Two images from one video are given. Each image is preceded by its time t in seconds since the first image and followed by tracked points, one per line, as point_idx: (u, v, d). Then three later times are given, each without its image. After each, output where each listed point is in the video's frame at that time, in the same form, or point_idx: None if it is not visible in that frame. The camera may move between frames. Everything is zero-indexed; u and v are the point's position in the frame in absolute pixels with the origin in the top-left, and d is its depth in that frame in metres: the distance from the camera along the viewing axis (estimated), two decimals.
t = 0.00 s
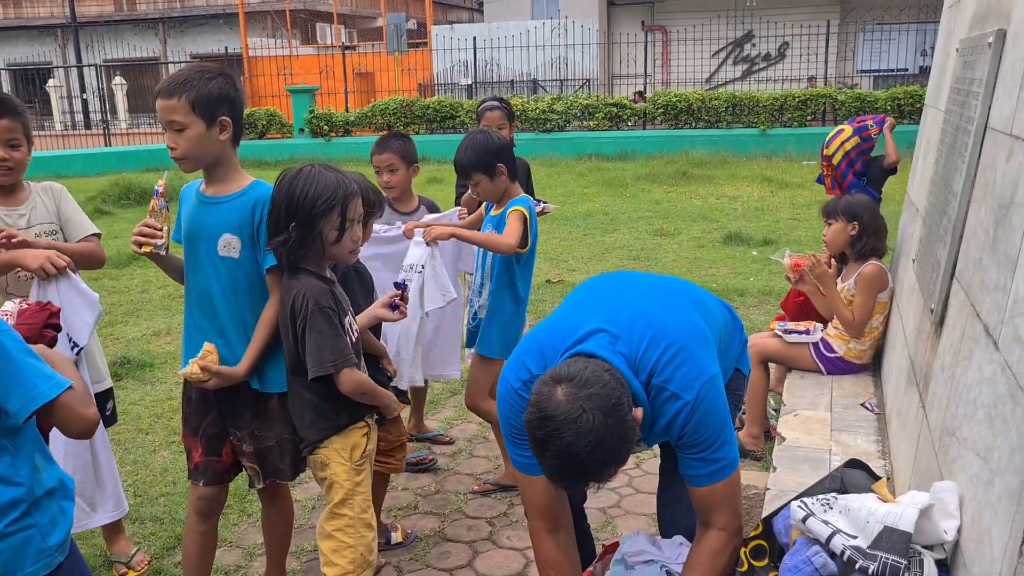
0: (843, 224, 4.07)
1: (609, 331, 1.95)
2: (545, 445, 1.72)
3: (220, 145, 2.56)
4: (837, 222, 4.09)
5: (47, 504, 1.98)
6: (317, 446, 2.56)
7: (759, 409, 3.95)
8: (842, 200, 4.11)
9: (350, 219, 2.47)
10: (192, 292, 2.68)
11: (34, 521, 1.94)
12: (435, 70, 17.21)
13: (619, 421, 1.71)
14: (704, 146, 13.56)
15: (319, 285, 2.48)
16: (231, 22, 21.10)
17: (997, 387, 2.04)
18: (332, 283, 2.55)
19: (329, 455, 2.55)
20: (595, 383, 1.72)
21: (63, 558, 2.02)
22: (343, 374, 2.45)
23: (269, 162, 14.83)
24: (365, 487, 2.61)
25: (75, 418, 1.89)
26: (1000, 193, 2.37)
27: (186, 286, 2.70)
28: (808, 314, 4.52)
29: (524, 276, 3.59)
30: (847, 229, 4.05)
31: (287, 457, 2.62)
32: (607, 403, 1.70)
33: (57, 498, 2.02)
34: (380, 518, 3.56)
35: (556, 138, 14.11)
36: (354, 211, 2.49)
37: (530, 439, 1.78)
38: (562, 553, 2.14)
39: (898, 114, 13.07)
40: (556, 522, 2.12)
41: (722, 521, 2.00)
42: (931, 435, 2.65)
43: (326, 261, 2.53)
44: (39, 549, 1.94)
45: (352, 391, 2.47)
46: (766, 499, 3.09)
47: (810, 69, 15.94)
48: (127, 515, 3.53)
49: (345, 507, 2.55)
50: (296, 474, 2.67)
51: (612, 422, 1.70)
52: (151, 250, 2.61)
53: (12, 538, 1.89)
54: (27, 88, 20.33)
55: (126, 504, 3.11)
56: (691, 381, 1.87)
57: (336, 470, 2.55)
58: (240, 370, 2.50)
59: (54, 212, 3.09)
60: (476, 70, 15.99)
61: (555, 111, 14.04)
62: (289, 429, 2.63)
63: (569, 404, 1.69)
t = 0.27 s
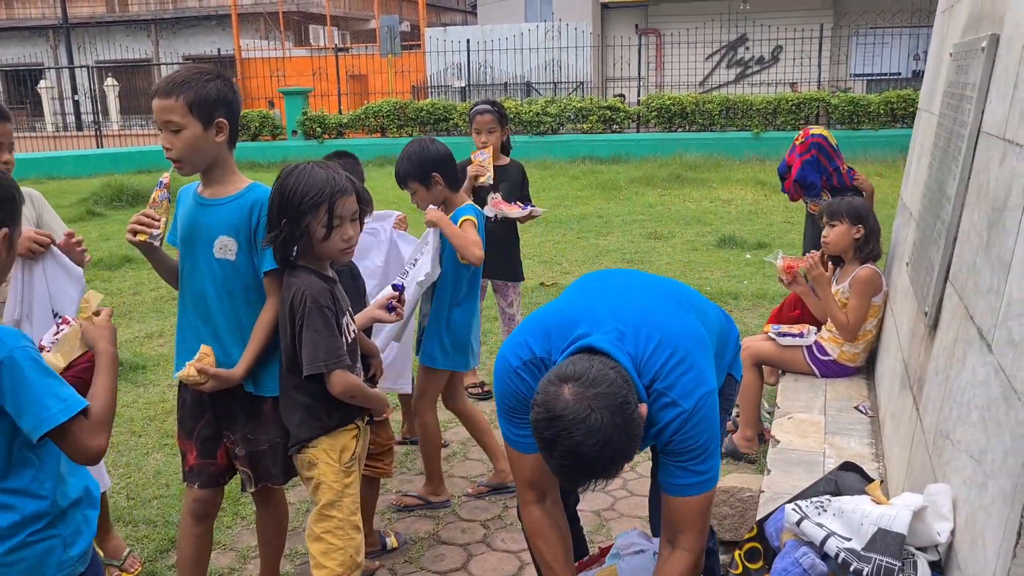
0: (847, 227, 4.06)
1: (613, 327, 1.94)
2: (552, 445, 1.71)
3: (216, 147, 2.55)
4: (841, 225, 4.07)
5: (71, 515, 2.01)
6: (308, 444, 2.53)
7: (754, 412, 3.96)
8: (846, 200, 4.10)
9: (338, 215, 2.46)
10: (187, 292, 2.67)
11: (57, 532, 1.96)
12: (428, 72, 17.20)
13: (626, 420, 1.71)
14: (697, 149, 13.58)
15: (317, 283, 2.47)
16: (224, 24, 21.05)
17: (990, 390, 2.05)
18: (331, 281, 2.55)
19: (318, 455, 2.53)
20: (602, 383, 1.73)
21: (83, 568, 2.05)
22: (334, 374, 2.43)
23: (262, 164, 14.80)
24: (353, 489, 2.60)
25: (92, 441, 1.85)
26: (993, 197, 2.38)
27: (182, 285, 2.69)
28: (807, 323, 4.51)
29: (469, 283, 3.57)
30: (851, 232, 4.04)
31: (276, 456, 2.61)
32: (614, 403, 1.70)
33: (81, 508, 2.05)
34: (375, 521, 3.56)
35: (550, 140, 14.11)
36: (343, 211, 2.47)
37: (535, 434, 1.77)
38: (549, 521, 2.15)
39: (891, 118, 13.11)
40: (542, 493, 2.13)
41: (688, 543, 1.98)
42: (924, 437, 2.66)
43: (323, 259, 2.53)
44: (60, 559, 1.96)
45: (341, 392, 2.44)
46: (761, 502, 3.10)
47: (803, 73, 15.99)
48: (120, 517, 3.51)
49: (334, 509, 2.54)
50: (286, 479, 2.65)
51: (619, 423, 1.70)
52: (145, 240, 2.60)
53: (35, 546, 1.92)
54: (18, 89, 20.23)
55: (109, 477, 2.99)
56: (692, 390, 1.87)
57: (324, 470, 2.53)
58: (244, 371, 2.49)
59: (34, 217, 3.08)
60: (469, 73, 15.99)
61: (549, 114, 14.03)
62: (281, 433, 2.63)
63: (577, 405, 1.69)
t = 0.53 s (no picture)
0: (840, 233, 4.12)
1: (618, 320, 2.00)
2: (569, 431, 1.75)
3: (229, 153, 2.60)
4: (834, 231, 4.12)
5: (117, 518, 2.05)
6: (292, 447, 2.63)
7: (749, 414, 4.01)
8: (834, 205, 4.14)
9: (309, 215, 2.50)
10: (198, 295, 2.71)
11: (102, 533, 2.01)
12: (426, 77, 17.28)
13: (642, 407, 1.76)
14: (693, 154, 13.65)
15: (305, 286, 2.52)
16: (223, 28, 21.13)
17: (984, 391, 2.10)
18: (326, 286, 2.58)
19: (300, 458, 2.61)
20: (619, 369, 1.78)
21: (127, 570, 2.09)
22: (302, 378, 2.46)
23: (261, 168, 14.84)
24: (341, 488, 2.65)
25: (113, 461, 1.94)
26: (986, 201, 2.44)
27: (193, 288, 2.72)
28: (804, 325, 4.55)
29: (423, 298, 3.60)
30: (844, 238, 4.10)
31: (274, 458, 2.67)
32: (630, 389, 1.76)
33: (127, 509, 2.09)
34: (375, 521, 3.60)
35: (548, 145, 14.19)
36: (315, 210, 2.49)
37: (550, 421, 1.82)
38: (537, 512, 2.18)
39: (885, 124, 13.22)
40: (531, 485, 2.16)
41: (694, 523, 2.02)
42: (918, 438, 2.71)
43: (324, 265, 2.58)
44: (106, 560, 2.01)
45: (306, 396, 2.47)
46: (757, 501, 3.14)
47: (798, 79, 16.12)
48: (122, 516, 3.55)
49: (317, 511, 2.61)
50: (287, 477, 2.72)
51: (638, 410, 1.75)
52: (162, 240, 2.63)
53: (81, 546, 1.96)
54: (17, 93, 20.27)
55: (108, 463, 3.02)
56: (697, 372, 1.94)
57: (304, 474, 2.61)
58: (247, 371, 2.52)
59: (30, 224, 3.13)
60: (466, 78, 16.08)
61: (546, 119, 14.10)
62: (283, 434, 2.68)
63: (596, 391, 1.74)
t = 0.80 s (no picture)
0: (827, 240, 4.10)
1: (610, 320, 1.99)
2: (560, 430, 1.74)
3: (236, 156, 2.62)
4: (820, 239, 4.11)
5: (122, 525, 2.02)
6: (286, 452, 2.62)
7: (747, 418, 3.99)
8: (820, 214, 4.13)
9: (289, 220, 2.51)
10: (201, 301, 2.67)
11: (107, 540, 1.98)
12: (424, 80, 17.27)
13: (636, 406, 1.75)
14: (691, 157, 13.64)
15: (290, 293, 2.52)
16: (221, 30, 21.11)
17: (983, 393, 2.08)
18: (314, 290, 2.57)
19: (293, 464, 2.61)
20: (612, 368, 1.77)
21: None
22: (277, 384, 2.46)
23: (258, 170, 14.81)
24: (335, 492, 2.63)
25: (111, 473, 1.89)
26: (985, 203, 2.42)
27: (193, 294, 2.67)
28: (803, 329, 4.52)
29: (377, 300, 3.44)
30: (831, 243, 4.09)
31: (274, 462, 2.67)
32: (623, 387, 1.74)
33: (133, 516, 2.07)
34: (372, 526, 3.58)
35: (546, 148, 14.18)
36: (299, 217, 2.50)
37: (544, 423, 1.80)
38: (538, 531, 2.15)
39: (884, 126, 13.22)
40: (533, 502, 2.13)
41: (724, 503, 2.04)
42: (918, 441, 2.69)
43: (316, 271, 2.57)
44: (111, 566, 1.98)
45: (285, 402, 2.46)
46: (756, 505, 3.13)
47: (797, 82, 16.13)
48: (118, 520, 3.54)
49: (310, 516, 2.61)
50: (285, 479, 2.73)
51: (631, 409, 1.74)
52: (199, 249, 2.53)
53: (85, 553, 1.94)
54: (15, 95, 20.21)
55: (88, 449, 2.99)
56: (693, 361, 1.92)
57: (297, 478, 2.60)
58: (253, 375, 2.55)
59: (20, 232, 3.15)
60: (464, 81, 16.07)
61: (544, 122, 14.08)
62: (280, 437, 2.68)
63: (588, 390, 1.72)
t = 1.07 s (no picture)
0: (822, 241, 4.09)
1: (605, 323, 1.98)
2: (553, 432, 1.72)
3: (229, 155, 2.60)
4: (816, 240, 4.10)
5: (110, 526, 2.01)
6: (287, 454, 2.60)
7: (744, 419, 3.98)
8: (817, 214, 4.13)
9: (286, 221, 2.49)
10: (198, 305, 2.62)
11: (94, 541, 1.96)
12: (422, 80, 17.25)
13: (631, 408, 1.73)
14: (690, 157, 13.62)
15: (286, 294, 2.50)
16: (219, 30, 21.10)
17: (981, 394, 2.07)
18: (308, 289, 2.56)
19: (294, 466, 2.59)
20: (606, 370, 1.76)
21: None
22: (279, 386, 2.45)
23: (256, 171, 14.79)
24: (336, 493, 2.61)
25: (99, 477, 1.85)
26: (983, 203, 2.41)
27: (187, 299, 2.61)
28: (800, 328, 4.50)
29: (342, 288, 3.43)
30: (826, 245, 4.07)
31: (272, 464, 2.67)
32: (618, 389, 1.73)
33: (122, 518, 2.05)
34: (368, 528, 3.56)
35: (545, 148, 14.16)
36: (293, 218, 2.48)
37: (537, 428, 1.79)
38: (549, 541, 2.10)
39: (883, 126, 13.21)
40: (544, 510, 2.09)
41: (733, 490, 2.03)
42: (915, 442, 2.67)
43: (308, 270, 2.55)
44: (98, 567, 1.97)
45: (285, 403, 2.45)
46: (754, 506, 3.11)
47: (796, 82, 16.12)
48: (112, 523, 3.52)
49: (312, 518, 2.58)
50: (282, 480, 2.72)
51: (625, 412, 1.72)
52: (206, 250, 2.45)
53: (76, 554, 1.93)
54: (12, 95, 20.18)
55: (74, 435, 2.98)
56: (691, 361, 1.90)
57: (298, 480, 2.58)
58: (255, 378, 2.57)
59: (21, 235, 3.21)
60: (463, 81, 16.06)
61: (542, 122, 14.07)
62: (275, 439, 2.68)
63: (582, 391, 1.71)
